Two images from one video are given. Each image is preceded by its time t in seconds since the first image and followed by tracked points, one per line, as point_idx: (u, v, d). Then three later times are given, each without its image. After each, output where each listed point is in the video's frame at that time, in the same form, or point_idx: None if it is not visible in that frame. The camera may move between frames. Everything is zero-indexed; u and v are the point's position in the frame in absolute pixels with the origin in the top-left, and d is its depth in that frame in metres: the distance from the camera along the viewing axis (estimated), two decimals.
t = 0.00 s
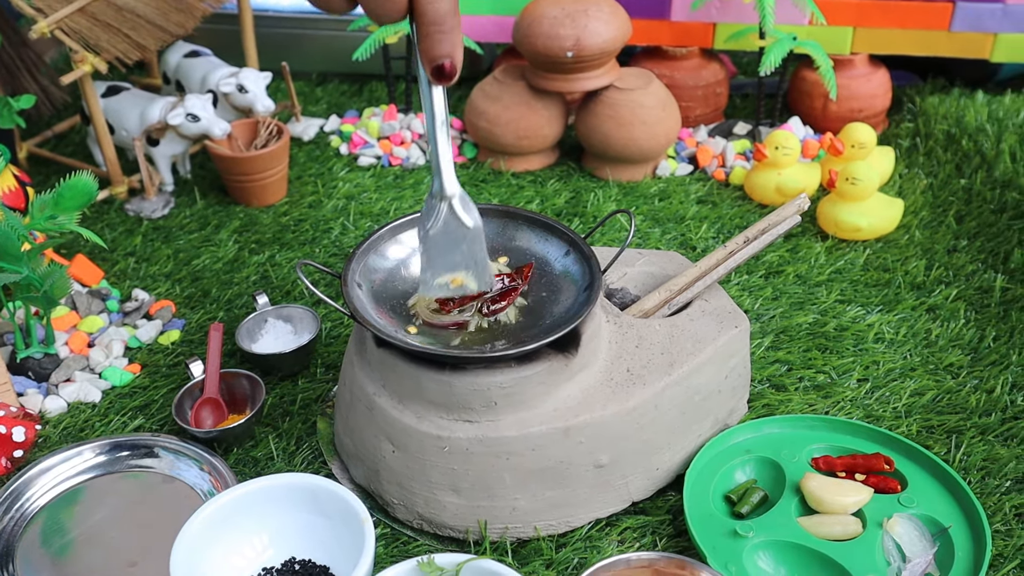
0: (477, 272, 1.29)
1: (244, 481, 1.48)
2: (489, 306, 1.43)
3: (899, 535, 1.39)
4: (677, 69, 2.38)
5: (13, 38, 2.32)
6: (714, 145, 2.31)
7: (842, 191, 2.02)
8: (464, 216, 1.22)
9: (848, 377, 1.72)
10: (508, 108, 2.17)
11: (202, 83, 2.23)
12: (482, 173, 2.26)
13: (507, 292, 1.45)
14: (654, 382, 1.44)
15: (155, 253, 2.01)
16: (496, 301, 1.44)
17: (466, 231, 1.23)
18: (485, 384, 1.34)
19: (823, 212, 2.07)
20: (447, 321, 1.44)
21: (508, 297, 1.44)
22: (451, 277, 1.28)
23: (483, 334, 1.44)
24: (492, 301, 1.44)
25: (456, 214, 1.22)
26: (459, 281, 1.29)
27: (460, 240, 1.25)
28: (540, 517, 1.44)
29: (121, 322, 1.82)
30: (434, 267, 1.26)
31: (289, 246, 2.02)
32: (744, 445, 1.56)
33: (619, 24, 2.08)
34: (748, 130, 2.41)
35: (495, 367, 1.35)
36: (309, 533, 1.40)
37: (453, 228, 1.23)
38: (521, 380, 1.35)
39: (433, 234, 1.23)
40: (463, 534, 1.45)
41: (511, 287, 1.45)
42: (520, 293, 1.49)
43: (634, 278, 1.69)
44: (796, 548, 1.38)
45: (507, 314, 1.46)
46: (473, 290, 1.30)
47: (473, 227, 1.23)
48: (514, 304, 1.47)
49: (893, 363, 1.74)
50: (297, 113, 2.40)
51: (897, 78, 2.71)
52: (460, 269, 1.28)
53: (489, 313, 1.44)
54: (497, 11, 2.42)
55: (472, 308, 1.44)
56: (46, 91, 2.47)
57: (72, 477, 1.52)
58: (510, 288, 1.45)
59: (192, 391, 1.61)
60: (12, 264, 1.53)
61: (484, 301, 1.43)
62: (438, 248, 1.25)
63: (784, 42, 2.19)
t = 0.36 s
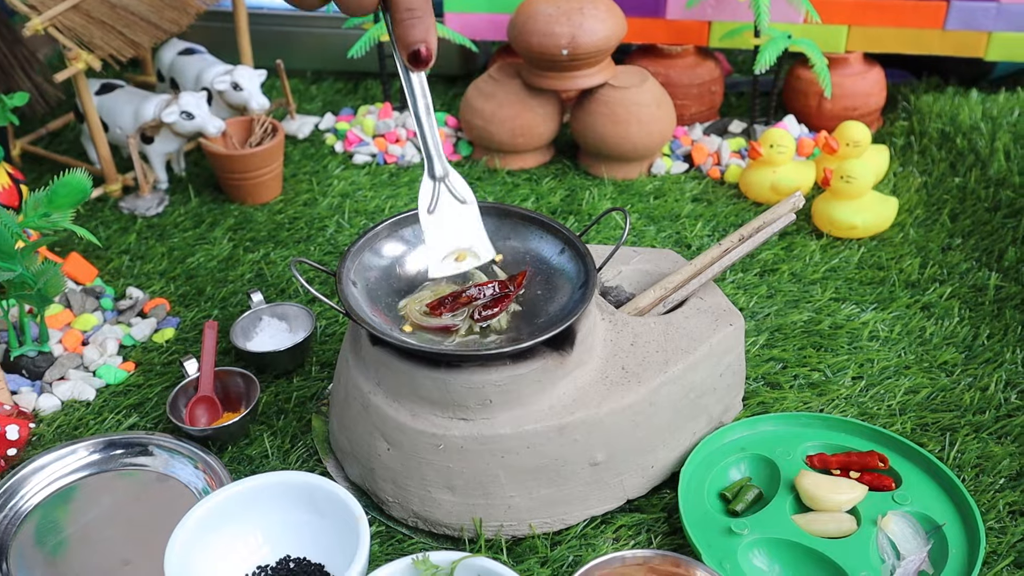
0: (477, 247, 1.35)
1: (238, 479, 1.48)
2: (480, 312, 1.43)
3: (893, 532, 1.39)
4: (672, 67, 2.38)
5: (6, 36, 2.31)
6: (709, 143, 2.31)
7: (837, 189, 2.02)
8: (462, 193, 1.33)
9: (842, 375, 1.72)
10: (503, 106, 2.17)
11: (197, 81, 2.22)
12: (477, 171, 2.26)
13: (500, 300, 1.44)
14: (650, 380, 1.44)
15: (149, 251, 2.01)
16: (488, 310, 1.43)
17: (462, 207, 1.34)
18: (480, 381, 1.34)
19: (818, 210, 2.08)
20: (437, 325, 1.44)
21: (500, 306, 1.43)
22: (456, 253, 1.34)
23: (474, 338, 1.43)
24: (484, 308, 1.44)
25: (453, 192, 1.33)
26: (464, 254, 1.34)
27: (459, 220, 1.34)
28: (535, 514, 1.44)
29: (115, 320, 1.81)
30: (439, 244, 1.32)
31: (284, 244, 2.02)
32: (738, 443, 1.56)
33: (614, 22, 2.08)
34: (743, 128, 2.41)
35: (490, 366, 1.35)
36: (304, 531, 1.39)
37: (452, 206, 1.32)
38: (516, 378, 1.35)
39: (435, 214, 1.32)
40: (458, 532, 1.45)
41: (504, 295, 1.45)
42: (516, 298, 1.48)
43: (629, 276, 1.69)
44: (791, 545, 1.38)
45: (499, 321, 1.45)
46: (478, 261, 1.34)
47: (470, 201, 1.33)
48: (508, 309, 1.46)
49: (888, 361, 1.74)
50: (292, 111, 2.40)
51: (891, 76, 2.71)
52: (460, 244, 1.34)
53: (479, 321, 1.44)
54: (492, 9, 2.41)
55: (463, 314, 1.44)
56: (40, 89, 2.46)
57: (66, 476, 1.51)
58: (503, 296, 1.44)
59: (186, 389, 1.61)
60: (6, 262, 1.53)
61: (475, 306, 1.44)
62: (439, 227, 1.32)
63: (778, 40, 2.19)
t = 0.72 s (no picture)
0: (466, 186, 1.24)
1: (234, 478, 1.47)
2: (476, 311, 1.44)
3: (888, 532, 1.39)
4: (669, 67, 2.38)
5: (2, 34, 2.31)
6: (705, 143, 2.31)
7: (833, 189, 2.02)
8: (441, 131, 1.18)
9: (838, 375, 1.72)
10: (499, 105, 2.17)
11: (193, 79, 2.22)
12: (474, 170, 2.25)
13: (496, 299, 1.45)
14: (646, 379, 1.44)
15: (145, 250, 2.01)
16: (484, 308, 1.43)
17: (442, 147, 1.19)
18: (476, 380, 1.34)
19: (814, 211, 2.08)
20: (432, 323, 1.44)
21: (496, 304, 1.44)
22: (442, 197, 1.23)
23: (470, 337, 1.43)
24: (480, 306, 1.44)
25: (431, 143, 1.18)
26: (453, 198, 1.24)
27: (443, 163, 1.21)
28: (531, 514, 1.44)
29: (111, 319, 1.81)
30: (425, 189, 1.21)
31: (279, 243, 2.02)
32: (734, 443, 1.56)
33: (610, 22, 2.08)
34: (739, 128, 2.42)
35: (486, 364, 1.35)
36: (299, 530, 1.39)
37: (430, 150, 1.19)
38: (512, 377, 1.35)
39: (414, 157, 1.19)
40: (454, 531, 1.45)
41: (500, 294, 1.45)
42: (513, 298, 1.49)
43: (626, 276, 1.69)
44: (786, 545, 1.38)
45: (494, 321, 1.45)
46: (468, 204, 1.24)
47: (451, 140, 1.19)
48: (504, 309, 1.47)
49: (884, 361, 1.74)
50: (288, 110, 2.39)
51: (887, 77, 2.72)
52: (448, 185, 1.23)
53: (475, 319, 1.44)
54: (489, 8, 2.41)
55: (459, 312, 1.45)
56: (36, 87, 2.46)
57: (61, 474, 1.51)
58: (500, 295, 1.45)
59: (182, 387, 1.60)
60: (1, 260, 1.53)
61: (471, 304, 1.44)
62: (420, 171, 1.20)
63: (775, 40, 2.19)
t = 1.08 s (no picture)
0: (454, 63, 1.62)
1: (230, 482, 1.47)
2: (473, 314, 1.45)
3: (885, 536, 1.39)
4: (666, 72, 2.38)
5: None
6: (702, 146, 2.31)
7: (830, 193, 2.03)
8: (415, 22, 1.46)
9: (835, 378, 1.72)
10: (495, 109, 2.17)
11: (189, 83, 2.22)
12: (471, 174, 2.25)
13: (494, 302, 1.46)
14: (643, 383, 1.44)
15: (141, 253, 2.01)
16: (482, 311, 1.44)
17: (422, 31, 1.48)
18: (473, 384, 1.34)
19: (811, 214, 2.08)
20: (430, 328, 1.45)
21: (494, 308, 1.45)
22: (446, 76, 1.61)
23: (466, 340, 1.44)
24: (477, 310, 1.45)
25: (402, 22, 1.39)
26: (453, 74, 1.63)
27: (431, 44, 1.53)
28: (528, 517, 1.44)
29: (107, 322, 1.81)
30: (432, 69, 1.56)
31: (276, 246, 2.02)
32: (731, 446, 1.56)
33: (607, 25, 2.08)
34: (736, 131, 2.42)
35: (483, 368, 1.35)
36: (296, 533, 1.39)
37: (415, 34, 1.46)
38: (509, 381, 1.35)
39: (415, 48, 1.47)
40: (451, 535, 1.45)
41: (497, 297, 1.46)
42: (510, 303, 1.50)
43: (622, 279, 1.69)
44: (784, 548, 1.38)
45: (491, 324, 1.46)
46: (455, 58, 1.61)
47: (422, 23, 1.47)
48: (501, 313, 1.47)
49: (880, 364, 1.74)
50: (285, 113, 2.39)
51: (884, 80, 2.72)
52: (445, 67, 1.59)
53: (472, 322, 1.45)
54: (485, 12, 2.42)
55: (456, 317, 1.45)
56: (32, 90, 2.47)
57: (57, 478, 1.51)
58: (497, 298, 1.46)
59: (178, 392, 1.60)
60: None
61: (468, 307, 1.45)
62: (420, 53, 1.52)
63: (772, 44, 2.19)
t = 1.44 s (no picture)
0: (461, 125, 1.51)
1: (229, 481, 1.47)
2: (471, 311, 1.44)
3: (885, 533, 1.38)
4: (665, 70, 2.38)
5: None
6: (700, 144, 2.32)
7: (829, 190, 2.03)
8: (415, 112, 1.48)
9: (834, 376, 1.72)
10: (494, 106, 2.17)
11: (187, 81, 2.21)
12: (469, 172, 2.25)
13: (492, 299, 1.46)
14: (643, 380, 1.44)
15: (139, 251, 2.00)
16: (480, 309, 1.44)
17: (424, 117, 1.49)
18: (472, 382, 1.34)
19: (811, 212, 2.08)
20: (429, 325, 1.45)
21: (493, 306, 1.45)
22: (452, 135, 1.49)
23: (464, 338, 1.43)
24: (476, 308, 1.45)
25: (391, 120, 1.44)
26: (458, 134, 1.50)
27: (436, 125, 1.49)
28: (527, 515, 1.44)
29: (105, 320, 1.80)
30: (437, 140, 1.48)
31: (274, 244, 2.01)
32: (732, 443, 1.55)
33: (606, 23, 2.08)
34: (734, 129, 2.42)
35: (482, 366, 1.35)
36: (295, 532, 1.39)
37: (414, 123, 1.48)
38: (508, 378, 1.35)
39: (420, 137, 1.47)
40: (450, 533, 1.45)
41: (495, 295, 1.46)
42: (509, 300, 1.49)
43: (621, 277, 1.69)
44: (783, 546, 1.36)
45: (490, 322, 1.46)
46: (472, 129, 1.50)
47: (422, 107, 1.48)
48: (500, 310, 1.47)
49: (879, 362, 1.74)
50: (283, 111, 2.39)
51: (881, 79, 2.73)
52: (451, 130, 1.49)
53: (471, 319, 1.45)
54: (484, 10, 2.42)
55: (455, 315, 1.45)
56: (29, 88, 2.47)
57: (55, 477, 1.50)
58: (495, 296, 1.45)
59: (176, 390, 1.60)
60: None
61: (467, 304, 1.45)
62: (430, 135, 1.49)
63: (770, 42, 2.20)
